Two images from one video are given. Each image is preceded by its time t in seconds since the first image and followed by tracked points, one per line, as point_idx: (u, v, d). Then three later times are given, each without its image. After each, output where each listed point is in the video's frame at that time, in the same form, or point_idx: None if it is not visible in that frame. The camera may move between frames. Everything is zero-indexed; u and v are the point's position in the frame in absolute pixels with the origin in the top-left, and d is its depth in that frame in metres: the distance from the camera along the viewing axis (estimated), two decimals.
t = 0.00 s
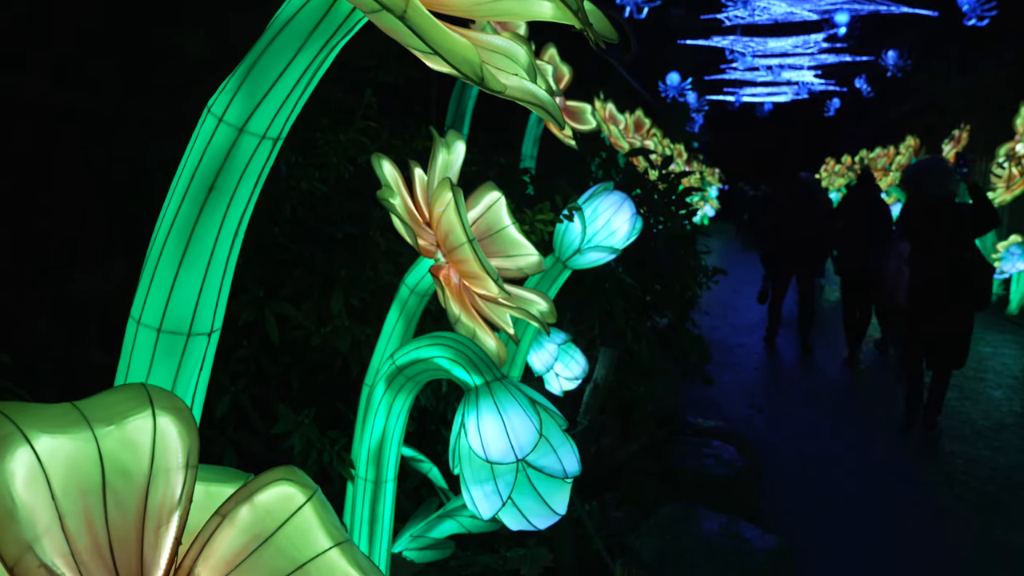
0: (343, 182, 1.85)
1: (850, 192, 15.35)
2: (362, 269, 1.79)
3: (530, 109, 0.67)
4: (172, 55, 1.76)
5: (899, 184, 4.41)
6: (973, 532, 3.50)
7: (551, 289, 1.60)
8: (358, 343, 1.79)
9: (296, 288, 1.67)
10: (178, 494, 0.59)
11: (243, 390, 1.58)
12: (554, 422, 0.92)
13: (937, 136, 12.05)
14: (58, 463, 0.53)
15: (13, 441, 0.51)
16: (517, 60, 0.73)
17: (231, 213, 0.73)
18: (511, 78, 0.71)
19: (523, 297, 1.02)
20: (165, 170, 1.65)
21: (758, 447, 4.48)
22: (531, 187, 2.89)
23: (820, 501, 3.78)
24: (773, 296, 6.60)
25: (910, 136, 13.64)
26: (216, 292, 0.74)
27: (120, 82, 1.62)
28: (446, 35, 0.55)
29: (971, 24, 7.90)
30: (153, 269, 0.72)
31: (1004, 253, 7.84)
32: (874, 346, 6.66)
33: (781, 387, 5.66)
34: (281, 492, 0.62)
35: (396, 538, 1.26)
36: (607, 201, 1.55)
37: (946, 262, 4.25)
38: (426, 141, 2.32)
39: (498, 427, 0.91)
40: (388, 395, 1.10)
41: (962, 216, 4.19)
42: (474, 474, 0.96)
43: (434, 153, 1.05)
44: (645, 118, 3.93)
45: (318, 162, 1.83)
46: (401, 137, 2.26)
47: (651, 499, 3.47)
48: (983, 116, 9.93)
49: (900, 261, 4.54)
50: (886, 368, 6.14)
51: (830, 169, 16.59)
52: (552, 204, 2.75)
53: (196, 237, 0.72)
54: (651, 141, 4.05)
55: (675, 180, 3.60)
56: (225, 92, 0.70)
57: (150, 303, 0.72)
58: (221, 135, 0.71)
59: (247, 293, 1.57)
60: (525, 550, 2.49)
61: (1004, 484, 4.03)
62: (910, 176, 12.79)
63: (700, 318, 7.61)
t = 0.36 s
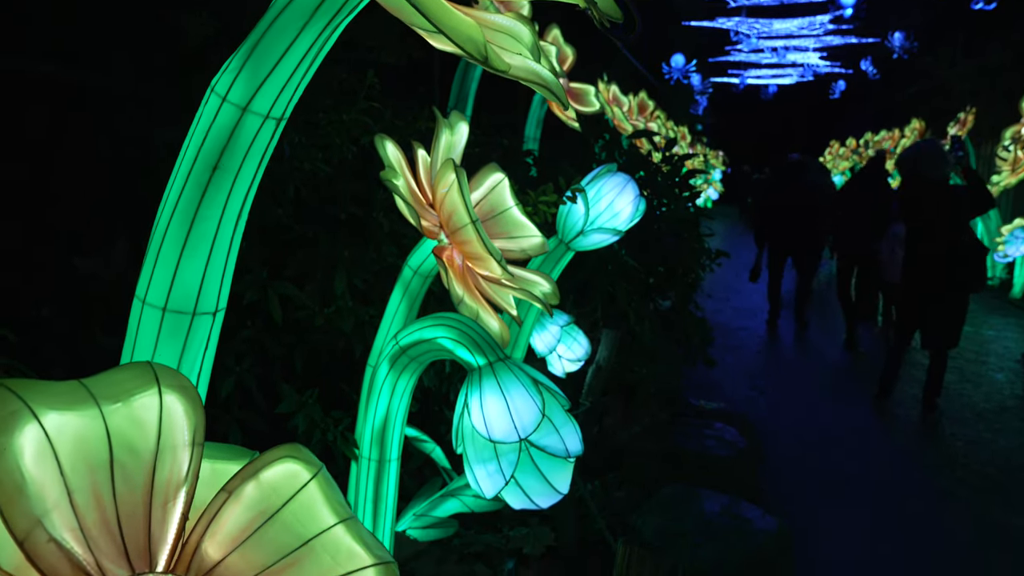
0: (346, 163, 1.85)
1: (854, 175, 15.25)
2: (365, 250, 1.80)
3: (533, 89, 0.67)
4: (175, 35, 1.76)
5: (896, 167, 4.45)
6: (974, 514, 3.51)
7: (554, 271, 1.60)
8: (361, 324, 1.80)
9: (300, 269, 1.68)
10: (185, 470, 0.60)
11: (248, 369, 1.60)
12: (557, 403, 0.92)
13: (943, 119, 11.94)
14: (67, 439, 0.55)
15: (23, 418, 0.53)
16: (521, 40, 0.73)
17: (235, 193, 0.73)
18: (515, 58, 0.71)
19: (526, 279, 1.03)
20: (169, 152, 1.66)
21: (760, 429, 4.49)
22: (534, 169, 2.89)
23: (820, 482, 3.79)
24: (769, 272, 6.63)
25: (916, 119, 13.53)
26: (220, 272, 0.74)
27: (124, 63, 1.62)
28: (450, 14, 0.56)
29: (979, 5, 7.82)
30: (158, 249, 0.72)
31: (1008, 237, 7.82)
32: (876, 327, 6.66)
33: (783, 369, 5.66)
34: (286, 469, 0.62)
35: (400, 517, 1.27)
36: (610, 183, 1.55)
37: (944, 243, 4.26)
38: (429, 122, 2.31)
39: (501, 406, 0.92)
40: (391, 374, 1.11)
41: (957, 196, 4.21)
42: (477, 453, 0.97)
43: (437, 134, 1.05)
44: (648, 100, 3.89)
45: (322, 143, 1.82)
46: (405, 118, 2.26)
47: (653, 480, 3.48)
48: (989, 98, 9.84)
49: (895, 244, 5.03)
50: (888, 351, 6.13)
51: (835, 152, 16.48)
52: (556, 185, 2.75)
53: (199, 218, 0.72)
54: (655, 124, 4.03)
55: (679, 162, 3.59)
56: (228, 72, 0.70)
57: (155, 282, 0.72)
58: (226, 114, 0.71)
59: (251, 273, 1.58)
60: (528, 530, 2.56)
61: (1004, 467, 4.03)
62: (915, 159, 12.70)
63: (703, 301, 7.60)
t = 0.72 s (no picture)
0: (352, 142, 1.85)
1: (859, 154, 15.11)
2: (372, 229, 1.80)
3: (540, 63, 0.67)
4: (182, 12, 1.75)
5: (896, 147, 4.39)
6: (978, 493, 3.51)
7: (561, 249, 1.60)
8: (368, 302, 1.81)
9: (307, 248, 1.68)
10: (196, 445, 0.61)
11: (255, 348, 1.61)
12: (564, 379, 0.92)
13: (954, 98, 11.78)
14: (79, 412, 0.55)
15: (35, 392, 0.53)
16: (527, 13, 0.72)
17: (243, 170, 0.73)
18: (522, 31, 0.70)
19: (534, 257, 1.02)
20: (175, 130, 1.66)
21: (766, 408, 4.49)
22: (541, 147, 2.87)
23: (825, 461, 3.79)
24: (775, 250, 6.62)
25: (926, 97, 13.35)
26: (229, 248, 0.74)
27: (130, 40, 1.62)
28: None
29: None
30: (166, 226, 0.72)
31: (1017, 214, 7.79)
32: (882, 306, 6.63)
33: (789, 349, 5.65)
34: (297, 444, 0.63)
35: (407, 493, 1.28)
36: (617, 160, 1.54)
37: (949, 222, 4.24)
38: (436, 99, 2.30)
39: (508, 383, 0.93)
40: (399, 351, 1.12)
41: (955, 175, 4.17)
42: (484, 430, 0.97)
43: (444, 112, 1.04)
44: (655, 80, 3.75)
45: (328, 121, 1.81)
46: (411, 96, 2.25)
47: (658, 458, 3.49)
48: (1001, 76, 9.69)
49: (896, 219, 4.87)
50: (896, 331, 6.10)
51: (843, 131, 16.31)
52: (562, 163, 2.74)
53: (208, 194, 0.72)
54: (662, 102, 3.97)
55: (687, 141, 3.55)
56: (235, 47, 0.70)
57: (164, 259, 0.73)
58: (232, 90, 0.71)
59: (258, 251, 1.59)
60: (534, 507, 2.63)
61: (1010, 445, 4.02)
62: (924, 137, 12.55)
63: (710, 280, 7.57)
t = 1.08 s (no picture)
0: (360, 122, 1.86)
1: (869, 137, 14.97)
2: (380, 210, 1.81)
3: (550, 40, 0.66)
4: None
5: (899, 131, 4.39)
6: (982, 475, 3.51)
7: (569, 230, 1.60)
8: (376, 283, 1.82)
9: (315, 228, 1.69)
10: (205, 421, 0.62)
11: (263, 327, 1.62)
12: (572, 359, 0.92)
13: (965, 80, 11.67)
14: (90, 387, 0.56)
15: (47, 367, 0.53)
16: None
17: (252, 148, 0.73)
18: (532, 9, 0.69)
19: (542, 237, 1.02)
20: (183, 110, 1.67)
21: (772, 391, 4.49)
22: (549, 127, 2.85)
23: (830, 443, 3.80)
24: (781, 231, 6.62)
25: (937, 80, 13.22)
26: (238, 226, 0.74)
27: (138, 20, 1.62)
28: None
29: None
30: (176, 203, 0.73)
31: None
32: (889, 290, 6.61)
33: (796, 332, 5.63)
34: (306, 422, 0.64)
35: (414, 472, 1.29)
36: (625, 141, 1.54)
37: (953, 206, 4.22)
38: (444, 79, 2.30)
39: (516, 362, 0.93)
40: (407, 331, 1.12)
41: (953, 158, 4.20)
42: (491, 409, 0.98)
43: (452, 92, 1.04)
44: (664, 61, 3.67)
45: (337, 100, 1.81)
46: (419, 75, 2.25)
47: (664, 440, 3.50)
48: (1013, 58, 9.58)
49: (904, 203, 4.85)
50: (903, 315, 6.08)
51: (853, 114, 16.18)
52: (570, 143, 2.73)
53: (217, 171, 0.72)
54: (670, 84, 3.92)
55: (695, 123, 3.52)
56: (244, 23, 0.70)
57: (173, 236, 0.73)
58: (241, 67, 0.71)
59: (266, 231, 1.60)
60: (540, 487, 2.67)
61: (1015, 429, 4.02)
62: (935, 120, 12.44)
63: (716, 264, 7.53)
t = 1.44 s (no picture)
0: (368, 103, 1.85)
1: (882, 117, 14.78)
2: (389, 191, 1.80)
3: (560, 16, 0.65)
4: None
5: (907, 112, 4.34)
6: (991, 458, 3.50)
7: (579, 211, 1.59)
8: (386, 264, 1.83)
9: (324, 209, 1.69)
10: (217, 400, 0.62)
11: (273, 308, 1.63)
12: (582, 340, 0.92)
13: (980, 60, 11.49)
14: (104, 365, 0.56)
15: (60, 345, 0.53)
16: None
17: (261, 126, 0.73)
18: None
19: (552, 217, 1.01)
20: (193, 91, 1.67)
21: (782, 373, 4.47)
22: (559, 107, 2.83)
23: (839, 426, 3.79)
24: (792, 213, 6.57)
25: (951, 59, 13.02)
26: (248, 205, 0.74)
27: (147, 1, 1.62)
28: None
29: None
30: (186, 183, 0.72)
31: None
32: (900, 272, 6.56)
33: (806, 314, 5.60)
34: (317, 401, 0.64)
35: (424, 452, 1.30)
36: (636, 121, 1.53)
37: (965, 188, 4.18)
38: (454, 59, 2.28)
39: (526, 343, 0.93)
40: (417, 312, 1.12)
41: (966, 139, 4.15)
42: (501, 389, 0.98)
43: (462, 71, 1.03)
44: (675, 41, 3.57)
45: (346, 80, 1.81)
46: (428, 55, 2.23)
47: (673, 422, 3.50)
48: None
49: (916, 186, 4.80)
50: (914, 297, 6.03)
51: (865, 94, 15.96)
52: (579, 123, 2.71)
53: (227, 150, 0.72)
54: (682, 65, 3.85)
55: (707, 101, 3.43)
56: (254, 1, 0.69)
57: (184, 216, 0.72)
58: (250, 45, 0.70)
59: (276, 212, 1.60)
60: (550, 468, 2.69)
61: None
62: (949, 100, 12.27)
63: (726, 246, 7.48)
